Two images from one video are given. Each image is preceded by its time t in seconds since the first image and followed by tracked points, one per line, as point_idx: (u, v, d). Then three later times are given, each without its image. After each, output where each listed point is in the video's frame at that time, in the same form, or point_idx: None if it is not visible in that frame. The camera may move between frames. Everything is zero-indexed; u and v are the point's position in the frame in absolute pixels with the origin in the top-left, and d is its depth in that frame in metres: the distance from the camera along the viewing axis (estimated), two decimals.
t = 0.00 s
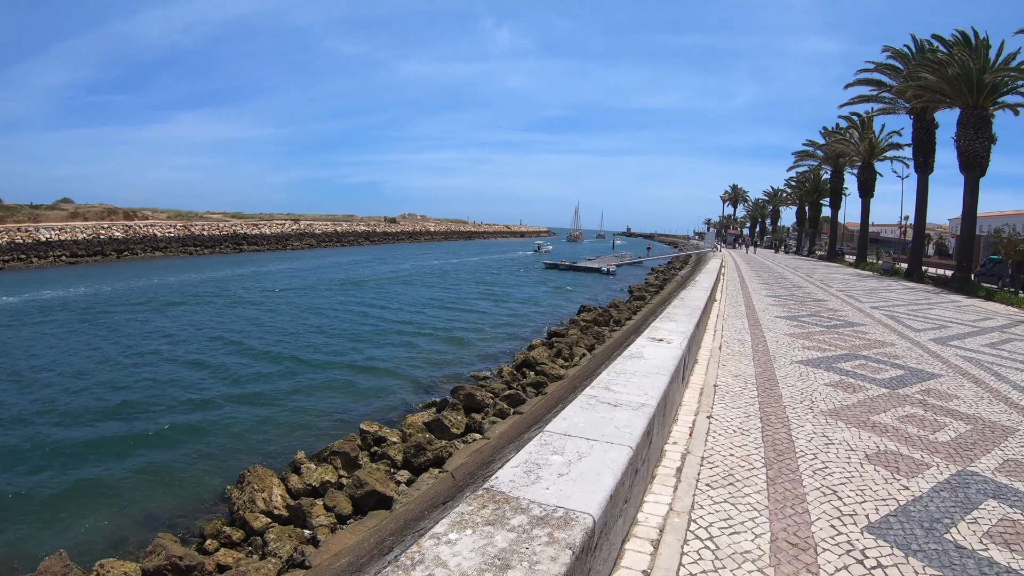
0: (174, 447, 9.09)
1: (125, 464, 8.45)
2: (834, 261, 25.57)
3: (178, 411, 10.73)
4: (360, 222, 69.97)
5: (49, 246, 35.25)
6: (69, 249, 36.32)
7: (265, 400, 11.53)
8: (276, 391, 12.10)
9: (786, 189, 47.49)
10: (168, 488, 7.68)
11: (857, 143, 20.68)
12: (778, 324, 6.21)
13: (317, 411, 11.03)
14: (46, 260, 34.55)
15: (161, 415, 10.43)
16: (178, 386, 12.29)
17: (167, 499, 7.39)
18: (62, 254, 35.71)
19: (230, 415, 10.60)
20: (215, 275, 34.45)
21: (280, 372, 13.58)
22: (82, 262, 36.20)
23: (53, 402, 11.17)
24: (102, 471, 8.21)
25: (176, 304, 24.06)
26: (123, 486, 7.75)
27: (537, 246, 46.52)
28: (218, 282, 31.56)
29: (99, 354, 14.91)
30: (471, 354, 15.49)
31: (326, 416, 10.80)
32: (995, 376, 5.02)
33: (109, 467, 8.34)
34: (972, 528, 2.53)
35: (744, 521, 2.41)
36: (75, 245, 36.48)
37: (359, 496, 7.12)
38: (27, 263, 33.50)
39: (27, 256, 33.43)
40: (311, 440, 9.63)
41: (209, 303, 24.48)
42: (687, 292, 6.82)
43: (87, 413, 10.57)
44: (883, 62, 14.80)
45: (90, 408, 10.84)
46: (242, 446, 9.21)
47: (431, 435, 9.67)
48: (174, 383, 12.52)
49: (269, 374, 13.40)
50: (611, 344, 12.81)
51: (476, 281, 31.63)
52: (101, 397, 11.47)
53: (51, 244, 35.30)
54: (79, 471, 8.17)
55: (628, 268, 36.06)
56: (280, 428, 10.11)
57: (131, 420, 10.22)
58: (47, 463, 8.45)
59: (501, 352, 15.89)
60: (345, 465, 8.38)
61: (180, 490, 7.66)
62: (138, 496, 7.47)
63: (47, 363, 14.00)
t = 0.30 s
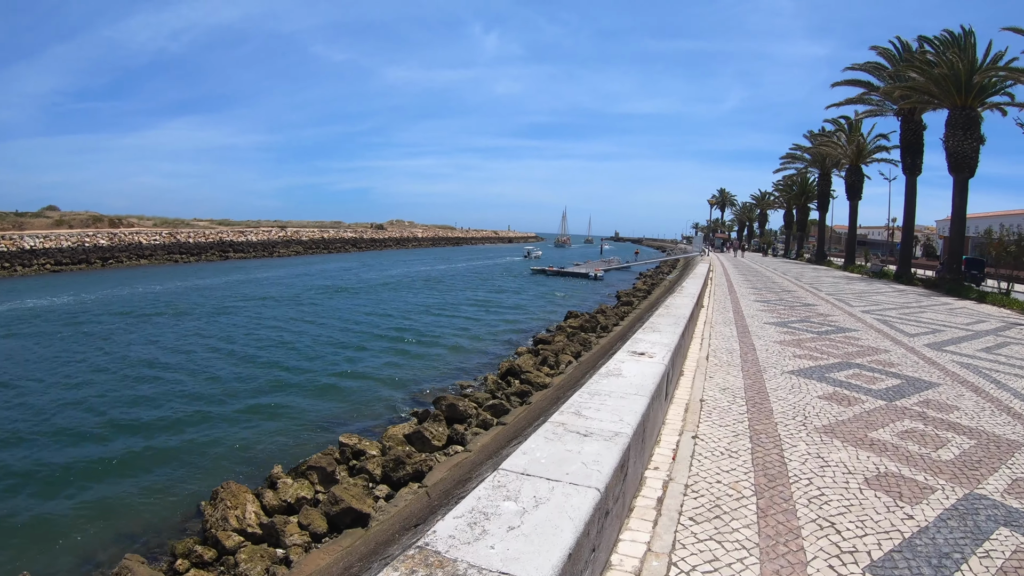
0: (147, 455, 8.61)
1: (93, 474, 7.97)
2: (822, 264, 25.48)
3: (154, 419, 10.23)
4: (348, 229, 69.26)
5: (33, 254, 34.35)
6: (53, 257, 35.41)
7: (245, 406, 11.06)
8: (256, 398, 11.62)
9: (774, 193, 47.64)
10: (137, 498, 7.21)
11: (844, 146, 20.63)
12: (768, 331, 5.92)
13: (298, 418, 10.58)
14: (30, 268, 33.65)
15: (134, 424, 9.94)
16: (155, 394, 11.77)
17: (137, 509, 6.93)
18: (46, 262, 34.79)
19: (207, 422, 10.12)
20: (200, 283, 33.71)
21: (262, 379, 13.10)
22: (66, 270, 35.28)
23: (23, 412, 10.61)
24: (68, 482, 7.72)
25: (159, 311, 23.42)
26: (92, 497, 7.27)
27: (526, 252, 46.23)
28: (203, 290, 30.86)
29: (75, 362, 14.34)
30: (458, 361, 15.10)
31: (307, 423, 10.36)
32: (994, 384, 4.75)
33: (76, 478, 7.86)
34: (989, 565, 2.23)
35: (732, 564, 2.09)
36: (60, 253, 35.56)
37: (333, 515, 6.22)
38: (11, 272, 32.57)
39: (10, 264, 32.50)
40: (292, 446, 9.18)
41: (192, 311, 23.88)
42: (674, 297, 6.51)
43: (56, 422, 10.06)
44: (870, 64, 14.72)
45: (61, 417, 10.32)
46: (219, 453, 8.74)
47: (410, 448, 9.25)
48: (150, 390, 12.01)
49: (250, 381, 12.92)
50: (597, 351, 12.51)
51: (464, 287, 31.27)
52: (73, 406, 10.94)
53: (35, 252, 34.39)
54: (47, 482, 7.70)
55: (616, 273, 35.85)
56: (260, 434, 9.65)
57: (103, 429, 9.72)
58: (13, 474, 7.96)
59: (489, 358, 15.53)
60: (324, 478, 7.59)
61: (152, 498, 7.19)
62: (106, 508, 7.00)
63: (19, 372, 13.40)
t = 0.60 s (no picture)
0: (121, 476, 8.18)
1: (62, 497, 7.54)
2: (814, 271, 25.35)
3: (130, 437, 9.80)
4: (339, 241, 68.75)
5: (20, 267, 33.65)
6: (41, 270, 34.72)
7: (227, 422, 10.64)
8: (239, 414, 11.20)
9: (764, 201, 47.75)
10: (107, 522, 6.80)
11: (834, 152, 20.56)
12: (765, 343, 5.61)
13: (282, 434, 10.17)
14: (17, 282, 32.96)
15: (109, 442, 9.50)
16: (134, 410, 11.32)
17: (106, 534, 6.52)
18: (33, 275, 34.09)
19: (187, 439, 9.70)
20: (189, 296, 33.14)
21: (246, 393, 12.68)
22: (54, 284, 34.58)
23: None
24: (35, 505, 7.29)
25: (144, 325, 22.84)
26: (59, 521, 6.86)
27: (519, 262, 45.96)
28: (192, 303, 30.31)
29: (54, 378, 13.84)
30: (448, 373, 14.73)
31: (291, 439, 9.95)
32: (1002, 394, 4.49)
33: (43, 500, 7.42)
34: None
35: None
36: (48, 266, 34.89)
37: (312, 540, 5.79)
38: None
39: None
40: (273, 464, 8.77)
41: (179, 324, 23.35)
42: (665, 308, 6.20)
43: (28, 441, 9.60)
44: (860, 68, 14.62)
45: (33, 436, 9.86)
46: (196, 472, 8.32)
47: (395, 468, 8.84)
48: (129, 407, 11.56)
49: (233, 396, 12.48)
50: (588, 363, 12.17)
51: (456, 299, 30.88)
52: (46, 424, 10.48)
53: (22, 265, 33.70)
54: (15, 506, 7.26)
55: (608, 283, 35.64)
56: (240, 452, 9.23)
57: (76, 448, 9.27)
58: None
59: (480, 370, 15.17)
60: (305, 499, 7.16)
61: (122, 522, 6.78)
62: (73, 533, 6.58)
63: None
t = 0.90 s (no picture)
0: (92, 495, 7.73)
1: (33, 517, 7.11)
2: (804, 275, 25.25)
3: (106, 453, 9.33)
4: (328, 252, 68.23)
5: (5, 282, 32.95)
6: (27, 285, 34.04)
7: (208, 436, 10.20)
8: (221, 427, 10.74)
9: (753, 206, 47.85)
10: (77, 545, 6.38)
11: (823, 155, 20.50)
12: (758, 352, 5.34)
13: (265, 447, 9.75)
14: (2, 297, 32.25)
15: (84, 459, 9.06)
16: (112, 425, 10.85)
17: (74, 558, 6.10)
18: (19, 290, 33.39)
19: (166, 454, 9.27)
20: (178, 309, 32.50)
21: (229, 406, 12.22)
22: (40, 299, 33.89)
23: None
24: (3, 526, 6.86)
25: (129, 339, 22.30)
26: (24, 544, 6.41)
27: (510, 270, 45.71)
28: (180, 317, 29.72)
29: (34, 394, 13.36)
30: (438, 383, 14.35)
31: (275, 453, 9.53)
32: (1008, 400, 4.22)
33: (9, 521, 6.98)
34: None
35: None
36: (36, 280, 34.11)
37: (291, 567, 5.40)
38: None
39: None
40: (256, 481, 8.35)
41: (166, 338, 22.85)
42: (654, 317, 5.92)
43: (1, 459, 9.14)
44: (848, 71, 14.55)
45: (5, 454, 9.38)
46: (174, 490, 7.89)
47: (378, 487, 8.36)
48: (107, 422, 11.08)
49: (216, 408, 12.03)
50: (578, 374, 11.87)
51: (446, 309, 30.56)
52: (19, 441, 10.00)
53: (7, 279, 33.00)
54: None
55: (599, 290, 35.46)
56: (221, 467, 8.80)
57: (48, 466, 8.81)
58: None
59: (472, 379, 14.86)
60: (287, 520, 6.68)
61: (93, 544, 6.37)
62: (39, 558, 6.15)
63: None
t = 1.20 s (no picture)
0: (65, 512, 7.35)
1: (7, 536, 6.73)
2: (796, 282, 25.12)
3: (83, 467, 8.96)
4: (319, 264, 67.67)
5: None
6: (16, 296, 33.31)
7: (190, 448, 9.83)
8: (203, 439, 10.37)
9: (744, 214, 47.91)
10: (54, 567, 6.02)
11: (814, 161, 20.44)
12: (752, 364, 5.06)
13: (249, 459, 9.38)
14: None
15: (61, 473, 8.68)
16: (90, 438, 10.44)
17: None
18: (6, 301, 32.64)
19: (150, 467, 8.90)
20: (167, 321, 31.97)
21: (213, 418, 11.84)
22: (27, 310, 33.17)
23: None
24: None
25: (115, 351, 21.74)
26: None
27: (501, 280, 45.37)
28: (169, 328, 29.21)
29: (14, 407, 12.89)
30: (427, 393, 14.01)
31: (258, 464, 9.17)
32: (1017, 411, 3.95)
33: None
34: None
35: None
36: (24, 292, 33.52)
37: None
38: None
39: None
40: (238, 493, 8.00)
41: (153, 349, 22.34)
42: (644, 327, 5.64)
43: None
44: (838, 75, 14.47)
45: None
46: (151, 504, 7.54)
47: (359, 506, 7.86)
48: (86, 435, 10.67)
49: (200, 420, 11.64)
50: (568, 386, 11.56)
51: (436, 319, 30.17)
52: None
53: None
54: None
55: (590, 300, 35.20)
56: (202, 480, 8.44)
57: (23, 482, 8.40)
58: None
59: (462, 389, 14.53)
60: (263, 542, 6.22)
61: (69, 567, 6.00)
62: None
63: None
